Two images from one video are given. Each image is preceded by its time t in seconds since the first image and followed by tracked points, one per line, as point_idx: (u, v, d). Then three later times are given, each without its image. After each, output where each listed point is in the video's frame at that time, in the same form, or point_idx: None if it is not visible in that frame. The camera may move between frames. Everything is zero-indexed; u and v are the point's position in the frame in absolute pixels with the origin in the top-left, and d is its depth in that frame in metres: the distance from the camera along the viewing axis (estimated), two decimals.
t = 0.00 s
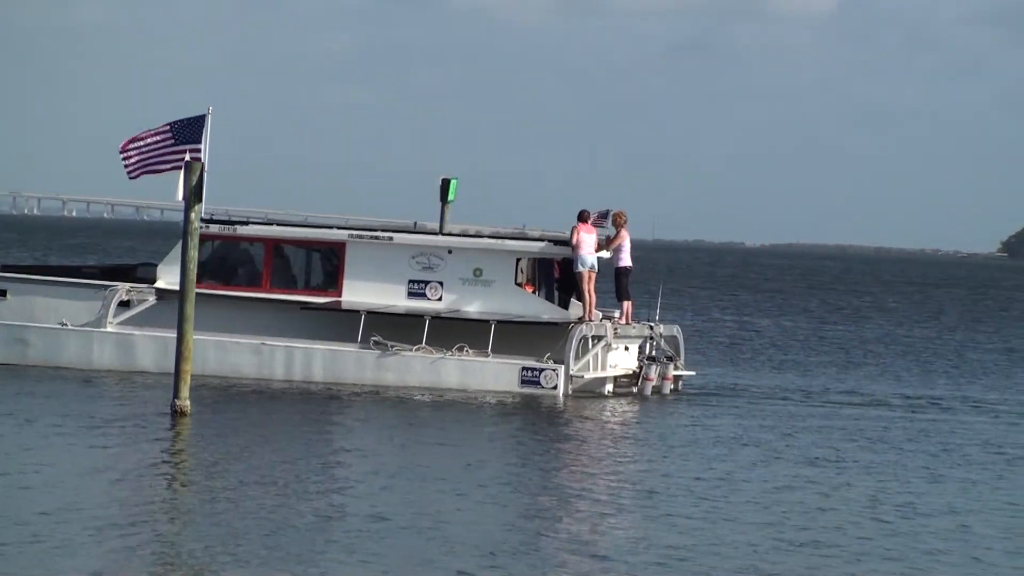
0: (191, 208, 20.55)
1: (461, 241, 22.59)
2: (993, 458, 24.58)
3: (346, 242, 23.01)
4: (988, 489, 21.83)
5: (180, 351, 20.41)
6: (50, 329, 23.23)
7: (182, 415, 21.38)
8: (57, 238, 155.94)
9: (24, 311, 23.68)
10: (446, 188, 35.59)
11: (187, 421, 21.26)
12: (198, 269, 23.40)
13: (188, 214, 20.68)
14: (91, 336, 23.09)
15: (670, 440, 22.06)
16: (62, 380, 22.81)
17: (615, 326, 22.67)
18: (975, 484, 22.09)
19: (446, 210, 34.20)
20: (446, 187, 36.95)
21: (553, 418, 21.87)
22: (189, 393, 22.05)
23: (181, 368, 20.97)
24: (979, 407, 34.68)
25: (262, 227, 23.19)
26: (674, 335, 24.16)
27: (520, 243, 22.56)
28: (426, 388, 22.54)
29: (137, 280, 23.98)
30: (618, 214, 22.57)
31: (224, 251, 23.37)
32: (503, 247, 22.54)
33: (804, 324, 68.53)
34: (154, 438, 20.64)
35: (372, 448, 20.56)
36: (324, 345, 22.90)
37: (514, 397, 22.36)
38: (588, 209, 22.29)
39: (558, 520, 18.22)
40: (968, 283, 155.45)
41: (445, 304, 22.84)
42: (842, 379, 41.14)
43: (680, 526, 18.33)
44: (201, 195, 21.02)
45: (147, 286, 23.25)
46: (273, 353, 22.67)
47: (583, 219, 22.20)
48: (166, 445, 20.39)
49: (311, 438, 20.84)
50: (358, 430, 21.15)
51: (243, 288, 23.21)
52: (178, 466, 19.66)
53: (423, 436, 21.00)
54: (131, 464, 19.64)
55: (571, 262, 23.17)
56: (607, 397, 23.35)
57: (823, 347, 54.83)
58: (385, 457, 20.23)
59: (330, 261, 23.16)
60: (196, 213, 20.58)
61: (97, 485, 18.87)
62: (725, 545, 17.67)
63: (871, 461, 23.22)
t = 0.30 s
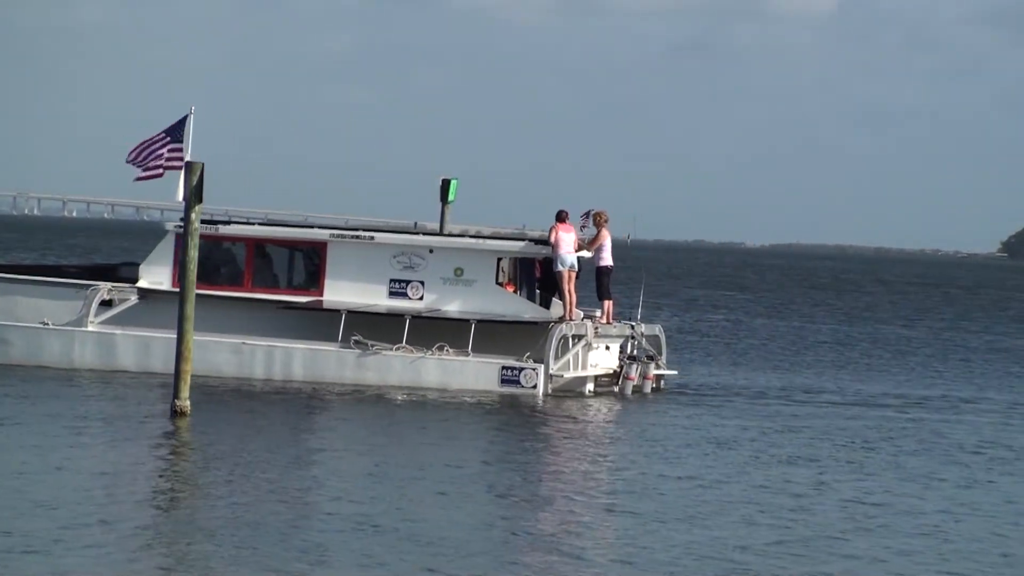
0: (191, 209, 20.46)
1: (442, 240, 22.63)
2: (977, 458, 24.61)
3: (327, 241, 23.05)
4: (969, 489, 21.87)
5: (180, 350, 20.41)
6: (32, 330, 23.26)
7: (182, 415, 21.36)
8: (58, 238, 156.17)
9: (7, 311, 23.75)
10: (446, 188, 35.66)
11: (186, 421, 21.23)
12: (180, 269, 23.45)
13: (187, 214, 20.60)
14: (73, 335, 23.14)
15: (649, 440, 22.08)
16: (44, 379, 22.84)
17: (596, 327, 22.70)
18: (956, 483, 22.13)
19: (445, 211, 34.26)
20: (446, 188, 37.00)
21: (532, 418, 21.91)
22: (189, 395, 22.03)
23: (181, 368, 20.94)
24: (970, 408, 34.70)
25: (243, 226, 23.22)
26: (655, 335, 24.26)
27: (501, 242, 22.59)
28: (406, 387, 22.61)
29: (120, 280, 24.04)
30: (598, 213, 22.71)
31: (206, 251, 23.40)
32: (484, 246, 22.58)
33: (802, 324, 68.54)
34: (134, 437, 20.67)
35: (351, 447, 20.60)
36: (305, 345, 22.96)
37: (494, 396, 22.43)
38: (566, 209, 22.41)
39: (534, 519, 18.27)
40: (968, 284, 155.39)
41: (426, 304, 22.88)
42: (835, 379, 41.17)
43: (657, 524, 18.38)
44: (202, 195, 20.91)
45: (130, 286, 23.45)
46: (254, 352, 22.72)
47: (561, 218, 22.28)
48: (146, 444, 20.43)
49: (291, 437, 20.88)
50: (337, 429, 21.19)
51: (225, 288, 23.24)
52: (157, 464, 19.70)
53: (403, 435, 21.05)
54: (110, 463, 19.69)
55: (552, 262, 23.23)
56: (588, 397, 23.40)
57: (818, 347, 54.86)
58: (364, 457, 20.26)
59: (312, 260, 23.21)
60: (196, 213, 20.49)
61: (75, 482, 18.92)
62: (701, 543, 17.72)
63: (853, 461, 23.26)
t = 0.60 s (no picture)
0: (192, 209, 20.57)
1: (423, 240, 22.65)
2: (963, 457, 24.61)
3: (308, 240, 23.08)
4: (950, 488, 21.83)
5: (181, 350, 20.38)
6: (14, 329, 23.32)
7: (182, 415, 21.32)
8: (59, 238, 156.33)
9: None
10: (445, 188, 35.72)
11: (186, 421, 21.20)
12: (161, 267, 23.47)
13: (187, 213, 20.65)
14: (54, 334, 23.20)
15: (629, 438, 22.09)
16: (24, 377, 22.86)
17: (577, 325, 22.87)
18: (939, 482, 22.13)
19: (443, 210, 34.31)
20: (447, 187, 37.02)
21: (511, 416, 21.94)
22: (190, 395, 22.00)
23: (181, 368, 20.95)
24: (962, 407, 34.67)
25: (225, 225, 23.23)
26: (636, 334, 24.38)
27: (482, 241, 22.61)
28: (386, 385, 22.67)
29: (102, 278, 24.11)
30: (574, 210, 23.14)
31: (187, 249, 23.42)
32: (465, 245, 22.60)
33: (800, 323, 68.52)
34: (113, 435, 20.71)
35: (330, 445, 20.62)
36: (285, 343, 23.02)
37: (474, 394, 22.49)
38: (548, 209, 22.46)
39: (510, 517, 18.26)
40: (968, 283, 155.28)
41: (407, 303, 22.92)
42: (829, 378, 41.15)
43: (635, 522, 18.38)
44: (202, 195, 20.95)
45: (111, 284, 23.42)
46: (234, 351, 22.78)
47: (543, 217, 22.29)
48: (125, 441, 20.47)
49: (269, 435, 20.91)
50: (316, 427, 21.23)
51: (206, 287, 23.26)
52: (135, 462, 19.74)
53: (382, 434, 21.07)
54: (88, 460, 19.73)
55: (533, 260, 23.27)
56: (568, 395, 23.44)
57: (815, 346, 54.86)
58: (343, 455, 20.29)
59: (293, 259, 23.25)
60: (196, 213, 20.54)
61: (52, 480, 18.97)
62: (680, 542, 17.72)
63: (837, 459, 23.26)
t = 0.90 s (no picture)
0: (191, 209, 20.56)
1: (403, 239, 22.69)
2: (946, 457, 24.56)
3: (289, 240, 23.11)
4: (930, 488, 21.79)
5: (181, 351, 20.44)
6: None
7: (181, 415, 21.41)
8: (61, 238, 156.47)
9: None
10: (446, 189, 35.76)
11: (185, 421, 21.29)
12: (144, 267, 23.49)
13: (187, 214, 20.67)
14: (35, 334, 23.26)
15: (608, 438, 22.08)
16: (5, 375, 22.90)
17: (556, 324, 22.89)
18: (920, 482, 22.12)
19: (443, 211, 34.35)
20: (447, 187, 37.09)
21: (490, 415, 21.97)
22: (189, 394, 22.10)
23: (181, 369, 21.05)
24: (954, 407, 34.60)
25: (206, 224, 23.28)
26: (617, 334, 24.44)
27: (463, 240, 22.63)
28: (366, 384, 22.72)
29: (85, 278, 24.17)
30: (553, 210, 23.21)
31: (169, 249, 23.48)
32: (445, 244, 22.63)
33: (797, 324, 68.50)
34: (92, 433, 20.76)
35: (308, 444, 20.66)
36: (265, 342, 23.08)
37: (453, 393, 22.55)
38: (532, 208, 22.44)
39: (483, 516, 18.26)
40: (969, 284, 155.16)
41: (388, 302, 22.96)
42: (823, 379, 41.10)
43: (608, 522, 18.37)
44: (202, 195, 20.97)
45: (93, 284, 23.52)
46: (214, 350, 22.84)
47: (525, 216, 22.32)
48: (104, 439, 20.52)
49: (248, 433, 20.95)
50: (295, 425, 21.27)
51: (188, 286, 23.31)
52: (113, 459, 19.79)
53: (361, 433, 21.09)
54: (66, 458, 19.78)
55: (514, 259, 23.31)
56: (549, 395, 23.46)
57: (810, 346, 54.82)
58: (321, 454, 20.31)
59: (274, 259, 23.28)
60: (196, 213, 20.53)
61: (29, 476, 19.03)
62: (652, 541, 17.70)
63: (820, 459, 23.26)
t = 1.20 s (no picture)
0: (191, 208, 20.53)
1: (385, 238, 22.73)
2: (930, 457, 24.53)
3: (271, 238, 23.15)
4: (909, 487, 21.77)
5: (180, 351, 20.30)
6: None
7: (182, 415, 21.38)
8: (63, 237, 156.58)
9: None
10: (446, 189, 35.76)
11: (186, 421, 21.26)
12: (126, 266, 23.55)
13: (186, 213, 20.71)
14: (17, 333, 23.33)
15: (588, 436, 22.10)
16: None
17: (538, 322, 22.98)
18: (900, 481, 22.10)
19: (442, 210, 34.38)
20: (447, 186, 37.12)
21: (469, 413, 22.01)
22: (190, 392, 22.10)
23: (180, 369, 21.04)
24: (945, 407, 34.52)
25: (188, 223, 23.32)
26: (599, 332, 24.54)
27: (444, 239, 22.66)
28: (346, 383, 22.78)
29: (67, 276, 24.23)
30: (535, 209, 23.29)
31: (151, 248, 23.55)
32: (427, 243, 22.67)
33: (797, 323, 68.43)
34: (72, 431, 20.80)
35: (286, 442, 20.69)
36: (246, 341, 23.15)
37: (434, 392, 22.61)
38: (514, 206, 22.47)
39: (457, 514, 18.26)
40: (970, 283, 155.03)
41: (370, 300, 23.02)
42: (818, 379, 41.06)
43: (582, 520, 18.36)
44: (201, 195, 20.98)
45: (73, 282, 23.54)
46: (195, 348, 22.90)
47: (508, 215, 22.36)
48: (83, 437, 20.55)
49: (227, 431, 20.98)
50: (275, 423, 21.30)
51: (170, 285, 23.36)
52: (92, 456, 19.83)
53: (340, 431, 21.12)
54: (44, 455, 19.82)
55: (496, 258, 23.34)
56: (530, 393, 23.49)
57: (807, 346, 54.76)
58: (300, 451, 20.35)
59: (256, 257, 23.32)
60: (197, 213, 20.53)
61: (6, 473, 19.08)
62: (625, 539, 17.69)
63: (802, 458, 23.25)
